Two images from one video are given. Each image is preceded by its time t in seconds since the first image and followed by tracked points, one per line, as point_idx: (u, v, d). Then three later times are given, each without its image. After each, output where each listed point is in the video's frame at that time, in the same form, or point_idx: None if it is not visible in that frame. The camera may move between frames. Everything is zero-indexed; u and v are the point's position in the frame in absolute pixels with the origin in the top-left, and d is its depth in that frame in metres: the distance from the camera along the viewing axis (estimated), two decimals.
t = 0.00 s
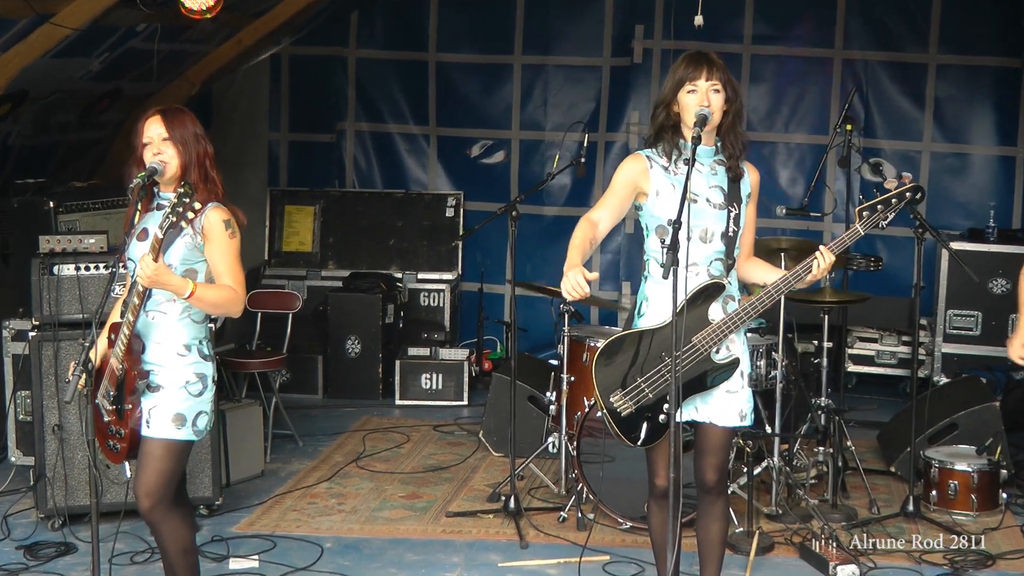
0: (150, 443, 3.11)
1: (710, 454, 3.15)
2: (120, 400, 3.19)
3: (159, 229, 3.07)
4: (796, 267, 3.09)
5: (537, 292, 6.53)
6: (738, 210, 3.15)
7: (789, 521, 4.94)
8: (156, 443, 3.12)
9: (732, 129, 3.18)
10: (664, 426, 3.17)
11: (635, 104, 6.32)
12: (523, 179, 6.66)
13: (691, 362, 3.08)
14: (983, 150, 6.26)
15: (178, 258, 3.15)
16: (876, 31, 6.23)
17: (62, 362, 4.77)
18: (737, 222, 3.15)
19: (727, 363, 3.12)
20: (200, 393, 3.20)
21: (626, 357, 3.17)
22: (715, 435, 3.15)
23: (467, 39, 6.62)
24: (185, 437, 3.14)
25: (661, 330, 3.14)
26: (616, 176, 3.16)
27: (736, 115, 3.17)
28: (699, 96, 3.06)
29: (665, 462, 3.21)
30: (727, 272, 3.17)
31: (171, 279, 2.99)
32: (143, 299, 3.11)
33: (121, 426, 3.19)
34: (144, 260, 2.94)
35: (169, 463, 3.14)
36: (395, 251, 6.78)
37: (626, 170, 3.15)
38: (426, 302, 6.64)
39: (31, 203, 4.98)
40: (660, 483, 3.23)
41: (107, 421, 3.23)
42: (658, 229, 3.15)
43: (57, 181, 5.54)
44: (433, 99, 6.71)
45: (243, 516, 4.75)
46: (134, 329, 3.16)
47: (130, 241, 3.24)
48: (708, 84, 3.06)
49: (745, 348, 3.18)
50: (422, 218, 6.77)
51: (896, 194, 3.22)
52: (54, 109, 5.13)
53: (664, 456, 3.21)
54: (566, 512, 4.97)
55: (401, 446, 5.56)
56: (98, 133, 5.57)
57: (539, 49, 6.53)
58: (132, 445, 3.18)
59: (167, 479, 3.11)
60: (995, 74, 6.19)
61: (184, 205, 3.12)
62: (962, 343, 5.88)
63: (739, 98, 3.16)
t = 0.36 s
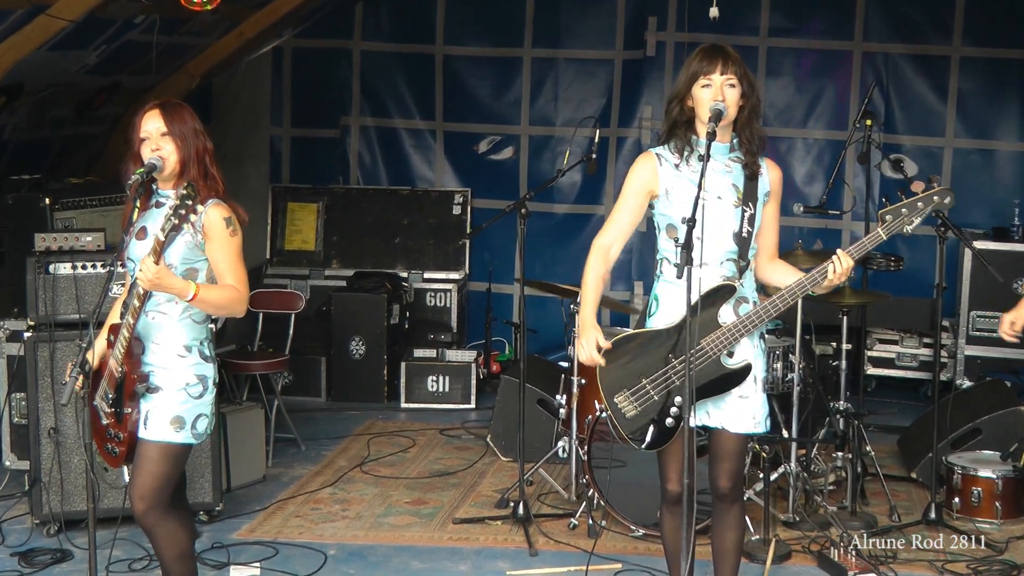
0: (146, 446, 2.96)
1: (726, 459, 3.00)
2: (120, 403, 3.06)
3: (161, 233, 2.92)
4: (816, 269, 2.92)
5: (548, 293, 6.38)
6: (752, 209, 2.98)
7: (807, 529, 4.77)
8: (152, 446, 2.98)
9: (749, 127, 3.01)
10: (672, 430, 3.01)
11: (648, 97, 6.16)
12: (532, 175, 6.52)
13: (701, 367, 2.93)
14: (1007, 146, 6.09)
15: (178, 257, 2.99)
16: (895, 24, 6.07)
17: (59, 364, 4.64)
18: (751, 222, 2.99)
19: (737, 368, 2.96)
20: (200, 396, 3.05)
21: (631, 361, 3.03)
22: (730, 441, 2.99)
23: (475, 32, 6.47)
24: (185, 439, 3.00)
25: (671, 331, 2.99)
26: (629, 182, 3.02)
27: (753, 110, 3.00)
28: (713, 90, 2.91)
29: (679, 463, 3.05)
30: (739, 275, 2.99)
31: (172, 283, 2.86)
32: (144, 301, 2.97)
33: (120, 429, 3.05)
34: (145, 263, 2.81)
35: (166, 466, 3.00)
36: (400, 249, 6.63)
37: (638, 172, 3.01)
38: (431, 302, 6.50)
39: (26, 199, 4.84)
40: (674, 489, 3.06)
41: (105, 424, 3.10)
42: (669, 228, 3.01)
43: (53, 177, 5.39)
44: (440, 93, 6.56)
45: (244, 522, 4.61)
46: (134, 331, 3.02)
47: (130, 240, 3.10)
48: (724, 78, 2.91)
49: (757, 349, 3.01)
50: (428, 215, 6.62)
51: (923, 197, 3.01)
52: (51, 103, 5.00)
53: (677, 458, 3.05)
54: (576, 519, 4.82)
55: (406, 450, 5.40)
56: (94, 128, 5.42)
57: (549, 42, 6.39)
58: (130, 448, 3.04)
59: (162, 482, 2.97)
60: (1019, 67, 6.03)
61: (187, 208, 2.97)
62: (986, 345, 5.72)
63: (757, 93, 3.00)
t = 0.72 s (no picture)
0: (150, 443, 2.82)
1: (745, 467, 2.83)
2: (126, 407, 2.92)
3: (180, 246, 2.80)
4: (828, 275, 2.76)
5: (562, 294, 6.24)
6: (771, 209, 2.82)
7: (828, 538, 4.60)
8: (155, 445, 2.83)
9: (774, 123, 2.85)
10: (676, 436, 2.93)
11: (664, 91, 6.07)
12: (544, 172, 6.37)
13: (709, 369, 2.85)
14: None
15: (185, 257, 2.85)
16: (917, 16, 5.90)
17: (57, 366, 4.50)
18: (770, 223, 2.83)
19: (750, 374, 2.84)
20: (208, 395, 2.91)
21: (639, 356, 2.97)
22: (747, 449, 2.83)
23: (485, 24, 6.32)
24: (190, 439, 2.85)
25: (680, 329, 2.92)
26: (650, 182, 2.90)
27: (777, 106, 2.84)
28: (732, 84, 2.76)
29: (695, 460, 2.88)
30: (752, 276, 2.84)
31: (188, 294, 2.72)
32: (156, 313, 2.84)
33: (122, 435, 2.94)
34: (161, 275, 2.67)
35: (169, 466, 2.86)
36: (409, 248, 6.48)
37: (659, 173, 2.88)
38: (441, 302, 6.35)
39: (24, 196, 4.70)
40: (690, 494, 2.89)
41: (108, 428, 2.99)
42: (687, 225, 2.87)
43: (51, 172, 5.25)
44: (450, 88, 6.41)
45: (247, 529, 4.46)
46: (145, 338, 2.88)
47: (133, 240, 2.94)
48: (744, 72, 2.75)
49: (774, 361, 2.87)
50: (438, 213, 6.47)
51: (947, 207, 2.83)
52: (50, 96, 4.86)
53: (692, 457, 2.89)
54: (589, 527, 4.66)
55: (414, 455, 5.24)
56: (94, 122, 5.27)
57: (561, 34, 6.23)
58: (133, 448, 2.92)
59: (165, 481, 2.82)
60: None
61: (212, 225, 2.84)
62: (1013, 348, 5.56)
63: (781, 88, 2.83)
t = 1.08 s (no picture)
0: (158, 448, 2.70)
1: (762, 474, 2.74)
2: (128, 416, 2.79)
3: (208, 273, 2.63)
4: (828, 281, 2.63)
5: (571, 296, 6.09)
6: (787, 212, 2.71)
7: (845, 548, 4.45)
8: (165, 451, 2.71)
9: (798, 123, 2.74)
10: (689, 439, 2.84)
11: (675, 89, 5.86)
12: (552, 171, 6.23)
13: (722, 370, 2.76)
14: None
15: (191, 265, 2.74)
16: (935, 11, 5.75)
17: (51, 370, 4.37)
18: (785, 226, 2.72)
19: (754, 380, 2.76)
20: (219, 401, 2.81)
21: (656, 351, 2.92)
22: (761, 458, 2.76)
23: (490, 19, 6.18)
24: (198, 446, 2.74)
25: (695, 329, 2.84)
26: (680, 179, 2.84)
27: (798, 102, 2.72)
28: (744, 81, 2.69)
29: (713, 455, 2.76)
30: (763, 281, 2.74)
31: (208, 320, 2.62)
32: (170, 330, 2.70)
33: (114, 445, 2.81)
34: (182, 300, 2.56)
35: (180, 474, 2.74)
36: (412, 249, 6.34)
37: (683, 171, 2.81)
38: (445, 306, 6.22)
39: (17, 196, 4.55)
40: (705, 500, 2.76)
41: (101, 433, 2.88)
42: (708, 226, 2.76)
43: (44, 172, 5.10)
44: (454, 84, 6.27)
45: (246, 539, 4.33)
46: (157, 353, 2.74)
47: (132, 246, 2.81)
48: (757, 69, 2.66)
49: (786, 370, 2.79)
50: (442, 213, 6.34)
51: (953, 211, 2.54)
52: (42, 95, 4.70)
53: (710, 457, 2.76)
54: (598, 537, 4.51)
55: (418, 463, 5.09)
56: (88, 120, 5.12)
57: (569, 30, 6.09)
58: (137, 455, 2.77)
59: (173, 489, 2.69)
60: None
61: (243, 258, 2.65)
62: None
63: (802, 83, 2.71)
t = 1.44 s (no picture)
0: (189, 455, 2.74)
1: (784, 482, 2.76)
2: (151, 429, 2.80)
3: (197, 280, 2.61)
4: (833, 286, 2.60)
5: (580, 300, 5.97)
6: (807, 216, 2.70)
7: (864, 561, 4.28)
8: (217, 470, 2.78)
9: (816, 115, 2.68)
10: (705, 440, 2.82)
11: (686, 86, 5.75)
12: (561, 170, 6.09)
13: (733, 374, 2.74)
14: None
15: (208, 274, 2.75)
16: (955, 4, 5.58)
17: (45, 376, 4.24)
18: (805, 229, 2.71)
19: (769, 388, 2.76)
20: (251, 408, 2.86)
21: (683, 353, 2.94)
22: (786, 468, 2.76)
23: (496, 14, 6.04)
24: (241, 459, 2.80)
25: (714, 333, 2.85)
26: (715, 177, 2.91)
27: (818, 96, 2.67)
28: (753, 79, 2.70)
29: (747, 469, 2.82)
30: (781, 287, 2.74)
31: (200, 328, 2.59)
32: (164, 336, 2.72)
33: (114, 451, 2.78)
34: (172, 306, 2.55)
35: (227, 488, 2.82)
36: (417, 250, 6.21)
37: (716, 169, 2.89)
38: (450, 309, 6.07)
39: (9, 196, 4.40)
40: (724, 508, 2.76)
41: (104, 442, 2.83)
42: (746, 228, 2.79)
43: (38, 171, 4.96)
44: (459, 81, 6.13)
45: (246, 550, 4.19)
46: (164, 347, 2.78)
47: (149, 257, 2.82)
48: (762, 66, 2.67)
49: (805, 376, 2.76)
50: (447, 214, 6.20)
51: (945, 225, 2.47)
52: (35, 92, 4.55)
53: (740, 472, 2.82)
54: (609, 548, 4.35)
55: (423, 471, 4.91)
56: (82, 118, 4.98)
57: (577, 25, 5.94)
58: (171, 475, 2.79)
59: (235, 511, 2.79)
60: None
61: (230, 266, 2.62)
62: None
63: (821, 76, 2.65)
